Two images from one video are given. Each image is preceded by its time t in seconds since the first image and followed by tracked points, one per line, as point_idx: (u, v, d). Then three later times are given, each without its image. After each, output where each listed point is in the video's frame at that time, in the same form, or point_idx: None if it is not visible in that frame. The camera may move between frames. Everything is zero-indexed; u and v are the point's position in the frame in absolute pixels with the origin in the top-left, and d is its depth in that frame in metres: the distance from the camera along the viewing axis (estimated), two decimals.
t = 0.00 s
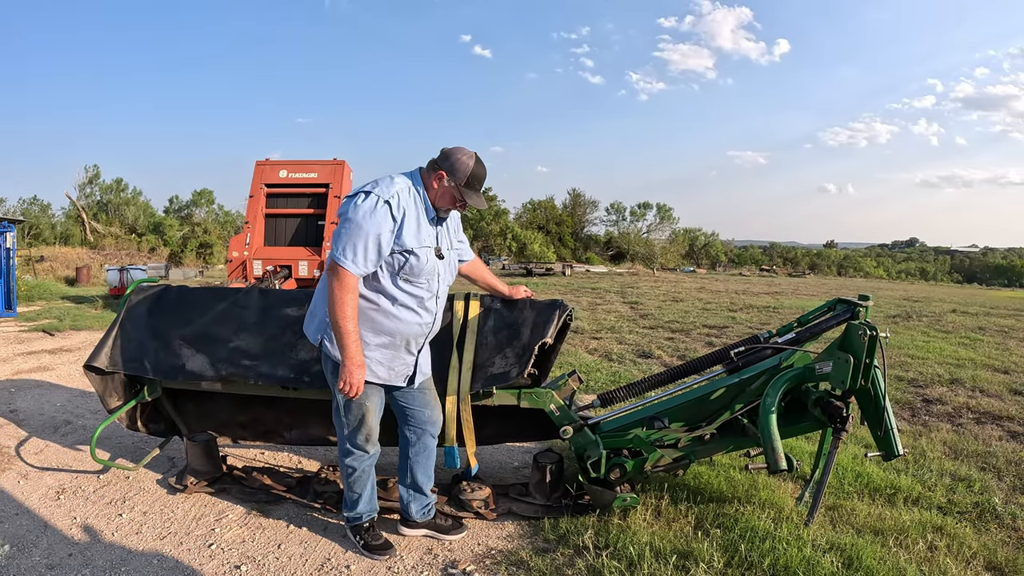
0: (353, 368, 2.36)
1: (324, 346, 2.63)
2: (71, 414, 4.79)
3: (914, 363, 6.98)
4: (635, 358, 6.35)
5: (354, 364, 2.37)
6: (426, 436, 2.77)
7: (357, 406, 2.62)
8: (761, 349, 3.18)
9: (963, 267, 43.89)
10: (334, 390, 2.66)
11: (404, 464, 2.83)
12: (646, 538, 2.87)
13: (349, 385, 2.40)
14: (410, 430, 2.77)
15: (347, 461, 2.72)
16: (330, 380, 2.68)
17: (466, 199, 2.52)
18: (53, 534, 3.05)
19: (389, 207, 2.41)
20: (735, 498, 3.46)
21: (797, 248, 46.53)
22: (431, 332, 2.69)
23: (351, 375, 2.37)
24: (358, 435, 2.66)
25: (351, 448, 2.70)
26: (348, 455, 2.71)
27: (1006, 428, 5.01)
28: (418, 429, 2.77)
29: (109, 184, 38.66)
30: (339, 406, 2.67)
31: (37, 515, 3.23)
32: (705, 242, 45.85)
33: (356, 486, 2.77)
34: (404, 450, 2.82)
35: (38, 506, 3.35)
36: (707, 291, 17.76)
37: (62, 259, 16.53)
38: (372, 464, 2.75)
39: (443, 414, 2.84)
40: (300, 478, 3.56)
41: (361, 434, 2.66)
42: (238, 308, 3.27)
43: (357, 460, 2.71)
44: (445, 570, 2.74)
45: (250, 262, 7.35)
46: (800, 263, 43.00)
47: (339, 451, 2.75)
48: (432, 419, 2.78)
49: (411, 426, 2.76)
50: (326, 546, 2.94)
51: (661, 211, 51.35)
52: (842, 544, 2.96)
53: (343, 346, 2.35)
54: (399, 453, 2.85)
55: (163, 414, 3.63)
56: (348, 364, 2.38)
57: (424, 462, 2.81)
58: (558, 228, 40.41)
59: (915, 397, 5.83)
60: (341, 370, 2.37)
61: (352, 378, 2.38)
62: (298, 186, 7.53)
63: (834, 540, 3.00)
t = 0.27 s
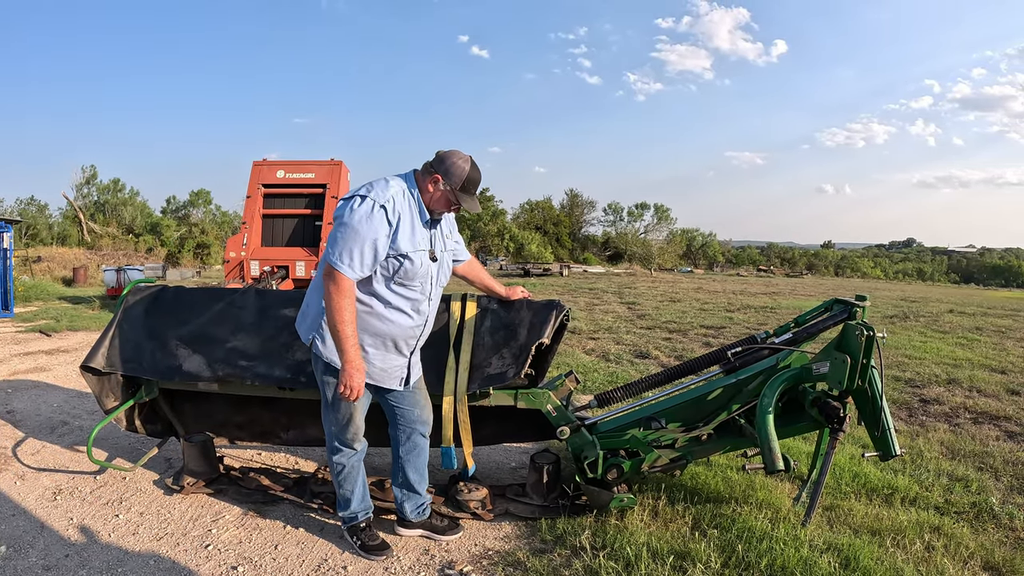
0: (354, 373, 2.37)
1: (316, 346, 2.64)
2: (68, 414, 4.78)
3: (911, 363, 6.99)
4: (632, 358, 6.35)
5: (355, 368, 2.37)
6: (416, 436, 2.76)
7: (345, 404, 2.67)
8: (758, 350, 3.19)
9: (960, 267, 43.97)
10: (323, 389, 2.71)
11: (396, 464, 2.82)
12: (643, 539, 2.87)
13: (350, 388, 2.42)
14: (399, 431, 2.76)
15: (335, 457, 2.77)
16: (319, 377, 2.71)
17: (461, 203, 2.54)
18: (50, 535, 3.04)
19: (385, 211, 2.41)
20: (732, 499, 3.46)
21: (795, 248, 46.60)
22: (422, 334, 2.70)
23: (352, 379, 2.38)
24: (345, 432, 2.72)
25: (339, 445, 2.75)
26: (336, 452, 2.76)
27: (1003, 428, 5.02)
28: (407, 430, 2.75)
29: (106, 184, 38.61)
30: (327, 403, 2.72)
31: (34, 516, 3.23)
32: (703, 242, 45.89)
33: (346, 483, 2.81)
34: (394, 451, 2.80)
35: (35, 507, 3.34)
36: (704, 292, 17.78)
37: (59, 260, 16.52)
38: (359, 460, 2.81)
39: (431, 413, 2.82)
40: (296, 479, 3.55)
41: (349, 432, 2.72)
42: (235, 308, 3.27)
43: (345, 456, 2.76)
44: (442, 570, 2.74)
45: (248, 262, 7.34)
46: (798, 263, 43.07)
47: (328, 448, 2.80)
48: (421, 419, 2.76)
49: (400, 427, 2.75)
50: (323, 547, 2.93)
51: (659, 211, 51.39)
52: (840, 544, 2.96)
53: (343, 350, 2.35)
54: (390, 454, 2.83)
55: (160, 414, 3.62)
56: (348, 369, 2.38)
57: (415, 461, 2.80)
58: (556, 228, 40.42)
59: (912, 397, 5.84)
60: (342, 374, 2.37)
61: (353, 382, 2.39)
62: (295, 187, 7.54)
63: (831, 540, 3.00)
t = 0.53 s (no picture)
0: (368, 363, 2.33)
1: (312, 347, 2.63)
2: (65, 415, 4.78)
3: (909, 364, 7.00)
4: (630, 358, 6.36)
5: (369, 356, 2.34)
6: (415, 433, 2.76)
7: (340, 405, 2.67)
8: (755, 350, 3.19)
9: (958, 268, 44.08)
10: (318, 390, 2.70)
11: (395, 462, 2.82)
12: (639, 539, 2.87)
13: (367, 379, 2.36)
14: (399, 429, 2.76)
15: (330, 459, 2.75)
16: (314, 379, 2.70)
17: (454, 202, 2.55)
18: (46, 536, 3.03)
19: (377, 208, 2.41)
20: (729, 499, 3.46)
21: (792, 249, 46.70)
22: (417, 333, 2.70)
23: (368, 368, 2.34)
24: (341, 433, 2.71)
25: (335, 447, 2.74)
26: (331, 454, 2.74)
27: (1000, 428, 5.02)
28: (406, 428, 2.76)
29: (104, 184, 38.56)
30: (322, 405, 2.71)
31: (30, 518, 3.22)
32: (701, 243, 45.94)
33: (342, 485, 2.80)
34: (393, 449, 2.81)
35: (31, 508, 3.33)
36: (701, 292, 17.80)
37: (56, 260, 16.51)
38: (355, 463, 2.80)
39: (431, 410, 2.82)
40: (293, 480, 3.55)
41: (345, 433, 2.72)
42: (231, 309, 3.26)
43: (341, 458, 2.75)
44: (438, 571, 2.73)
45: (245, 263, 7.33)
46: (795, 264, 43.15)
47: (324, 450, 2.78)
48: (421, 416, 2.76)
49: (400, 423, 2.75)
50: (319, 548, 2.93)
51: (657, 211, 51.41)
52: (837, 544, 2.96)
53: (352, 341, 2.33)
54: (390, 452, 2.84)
55: (156, 415, 3.61)
56: (361, 360, 2.35)
57: (414, 458, 2.80)
58: (553, 229, 40.47)
59: (910, 397, 5.85)
60: (357, 365, 2.34)
61: (368, 372, 2.35)
62: (292, 187, 7.53)
63: (828, 541, 3.00)
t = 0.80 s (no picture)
0: (354, 369, 2.35)
1: (312, 348, 2.62)
2: (60, 416, 4.76)
3: (905, 364, 7.01)
4: (626, 359, 6.36)
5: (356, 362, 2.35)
6: (430, 413, 2.75)
7: (341, 405, 2.70)
8: (751, 350, 3.19)
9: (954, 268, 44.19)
10: (318, 391, 2.70)
11: (412, 445, 2.81)
12: (636, 540, 2.87)
13: (351, 383, 2.38)
14: (412, 412, 2.75)
15: (329, 460, 2.75)
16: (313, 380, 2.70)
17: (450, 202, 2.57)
18: (41, 537, 3.02)
19: (377, 208, 2.40)
20: (725, 499, 3.47)
21: (789, 249, 46.78)
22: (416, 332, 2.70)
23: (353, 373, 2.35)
24: (342, 433, 2.73)
25: (335, 447, 2.75)
26: (331, 454, 2.75)
27: (996, 428, 5.03)
28: (419, 411, 2.74)
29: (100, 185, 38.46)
30: (322, 407, 2.71)
31: (25, 519, 3.21)
32: (698, 243, 45.99)
33: (339, 487, 2.79)
34: (409, 433, 2.80)
35: (26, 509, 3.32)
36: (698, 292, 17.83)
37: (52, 260, 16.47)
38: (354, 463, 2.81)
39: (442, 389, 2.81)
40: (289, 481, 3.55)
41: (346, 433, 2.74)
42: (227, 309, 3.26)
43: (341, 459, 2.76)
44: (434, 572, 2.73)
45: (241, 263, 7.32)
46: (792, 264, 43.23)
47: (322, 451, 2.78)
48: (433, 396, 2.75)
49: (413, 407, 2.74)
50: (315, 549, 2.93)
51: (654, 211, 51.45)
52: (833, 544, 2.96)
53: (342, 345, 2.33)
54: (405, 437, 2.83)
55: (152, 416, 3.61)
56: (348, 364, 2.36)
57: (432, 438, 2.80)
58: (550, 229, 40.50)
59: (906, 397, 5.86)
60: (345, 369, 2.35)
61: (353, 376, 2.37)
62: (288, 187, 7.51)
63: (824, 540, 3.01)
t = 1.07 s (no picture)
0: (350, 374, 2.34)
1: (311, 348, 2.61)
2: (54, 417, 4.74)
3: (898, 363, 7.04)
4: (620, 359, 6.37)
5: (353, 370, 2.35)
6: (422, 411, 2.75)
7: (339, 404, 2.70)
8: (746, 350, 3.19)
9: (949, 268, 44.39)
10: (315, 391, 2.70)
11: (406, 445, 2.80)
12: (631, 539, 2.87)
13: (345, 389, 2.39)
14: (404, 411, 2.74)
15: (325, 460, 2.75)
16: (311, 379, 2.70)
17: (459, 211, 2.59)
18: (35, 538, 3.01)
19: (387, 216, 2.41)
20: (720, 499, 3.47)
21: (785, 250, 46.92)
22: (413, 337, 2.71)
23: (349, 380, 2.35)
24: (339, 433, 2.73)
25: (332, 446, 2.74)
26: (328, 453, 2.75)
27: (989, 427, 5.06)
28: (411, 409, 2.74)
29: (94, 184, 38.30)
30: (319, 406, 2.71)
31: (19, 520, 3.19)
32: (694, 243, 46.07)
33: (335, 486, 2.78)
34: (403, 432, 2.79)
35: (20, 510, 3.30)
36: (692, 292, 17.86)
37: (45, 261, 16.41)
38: (350, 463, 2.81)
39: (434, 388, 2.82)
40: (284, 481, 3.54)
41: (343, 432, 2.73)
42: (221, 309, 3.24)
43: (338, 458, 2.76)
44: (429, 572, 2.73)
45: (235, 263, 7.29)
46: (787, 264, 43.37)
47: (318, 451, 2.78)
48: (425, 395, 2.75)
49: (405, 406, 2.73)
50: (310, 549, 2.92)
51: (650, 211, 51.53)
52: (828, 543, 2.97)
53: (341, 352, 2.33)
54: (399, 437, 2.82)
55: (146, 417, 3.59)
56: (345, 370, 2.35)
57: (425, 437, 2.79)
58: (546, 229, 40.53)
59: (900, 396, 5.88)
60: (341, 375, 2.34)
61: (348, 383, 2.37)
62: (283, 187, 7.50)
63: (819, 539, 3.01)
